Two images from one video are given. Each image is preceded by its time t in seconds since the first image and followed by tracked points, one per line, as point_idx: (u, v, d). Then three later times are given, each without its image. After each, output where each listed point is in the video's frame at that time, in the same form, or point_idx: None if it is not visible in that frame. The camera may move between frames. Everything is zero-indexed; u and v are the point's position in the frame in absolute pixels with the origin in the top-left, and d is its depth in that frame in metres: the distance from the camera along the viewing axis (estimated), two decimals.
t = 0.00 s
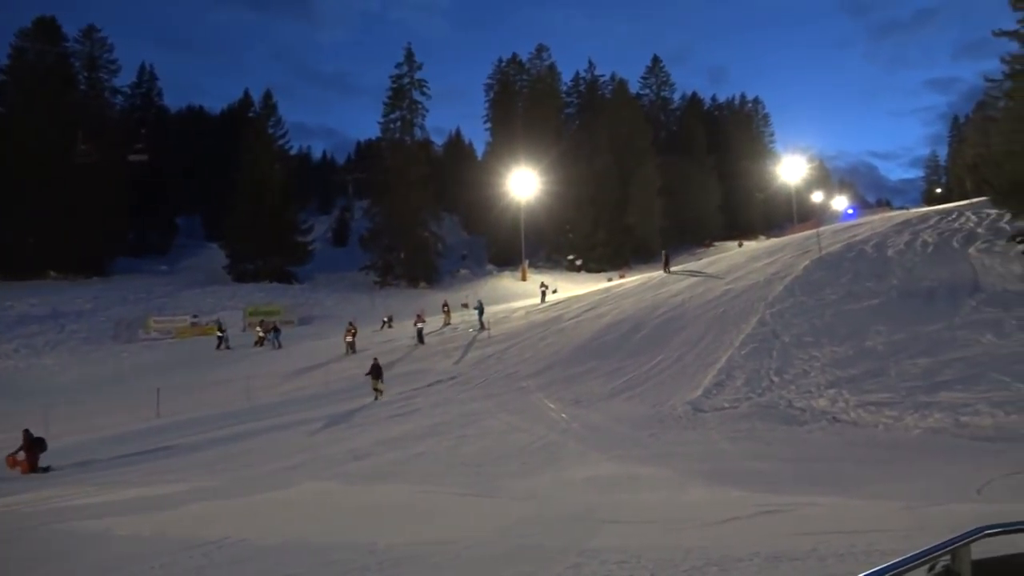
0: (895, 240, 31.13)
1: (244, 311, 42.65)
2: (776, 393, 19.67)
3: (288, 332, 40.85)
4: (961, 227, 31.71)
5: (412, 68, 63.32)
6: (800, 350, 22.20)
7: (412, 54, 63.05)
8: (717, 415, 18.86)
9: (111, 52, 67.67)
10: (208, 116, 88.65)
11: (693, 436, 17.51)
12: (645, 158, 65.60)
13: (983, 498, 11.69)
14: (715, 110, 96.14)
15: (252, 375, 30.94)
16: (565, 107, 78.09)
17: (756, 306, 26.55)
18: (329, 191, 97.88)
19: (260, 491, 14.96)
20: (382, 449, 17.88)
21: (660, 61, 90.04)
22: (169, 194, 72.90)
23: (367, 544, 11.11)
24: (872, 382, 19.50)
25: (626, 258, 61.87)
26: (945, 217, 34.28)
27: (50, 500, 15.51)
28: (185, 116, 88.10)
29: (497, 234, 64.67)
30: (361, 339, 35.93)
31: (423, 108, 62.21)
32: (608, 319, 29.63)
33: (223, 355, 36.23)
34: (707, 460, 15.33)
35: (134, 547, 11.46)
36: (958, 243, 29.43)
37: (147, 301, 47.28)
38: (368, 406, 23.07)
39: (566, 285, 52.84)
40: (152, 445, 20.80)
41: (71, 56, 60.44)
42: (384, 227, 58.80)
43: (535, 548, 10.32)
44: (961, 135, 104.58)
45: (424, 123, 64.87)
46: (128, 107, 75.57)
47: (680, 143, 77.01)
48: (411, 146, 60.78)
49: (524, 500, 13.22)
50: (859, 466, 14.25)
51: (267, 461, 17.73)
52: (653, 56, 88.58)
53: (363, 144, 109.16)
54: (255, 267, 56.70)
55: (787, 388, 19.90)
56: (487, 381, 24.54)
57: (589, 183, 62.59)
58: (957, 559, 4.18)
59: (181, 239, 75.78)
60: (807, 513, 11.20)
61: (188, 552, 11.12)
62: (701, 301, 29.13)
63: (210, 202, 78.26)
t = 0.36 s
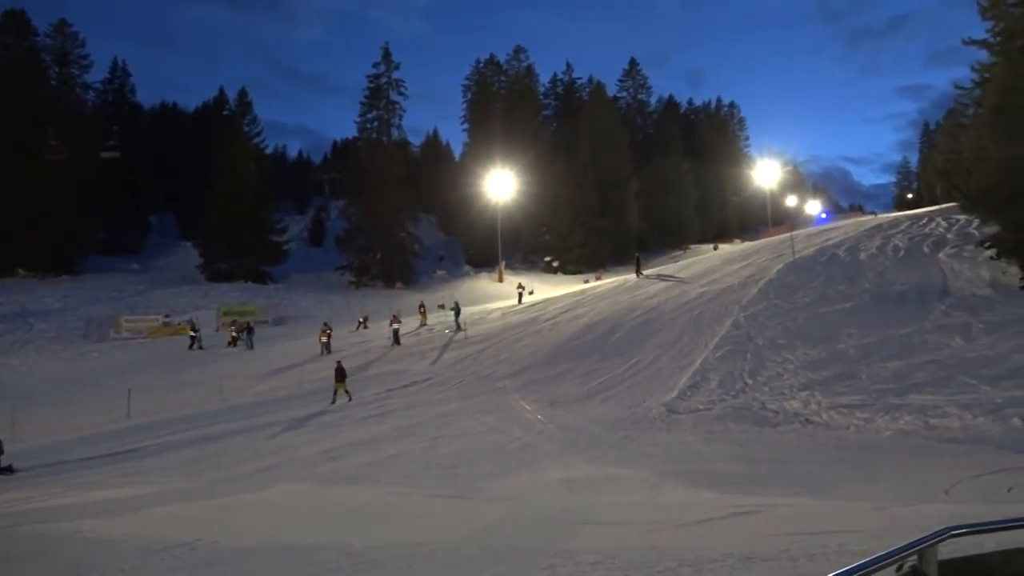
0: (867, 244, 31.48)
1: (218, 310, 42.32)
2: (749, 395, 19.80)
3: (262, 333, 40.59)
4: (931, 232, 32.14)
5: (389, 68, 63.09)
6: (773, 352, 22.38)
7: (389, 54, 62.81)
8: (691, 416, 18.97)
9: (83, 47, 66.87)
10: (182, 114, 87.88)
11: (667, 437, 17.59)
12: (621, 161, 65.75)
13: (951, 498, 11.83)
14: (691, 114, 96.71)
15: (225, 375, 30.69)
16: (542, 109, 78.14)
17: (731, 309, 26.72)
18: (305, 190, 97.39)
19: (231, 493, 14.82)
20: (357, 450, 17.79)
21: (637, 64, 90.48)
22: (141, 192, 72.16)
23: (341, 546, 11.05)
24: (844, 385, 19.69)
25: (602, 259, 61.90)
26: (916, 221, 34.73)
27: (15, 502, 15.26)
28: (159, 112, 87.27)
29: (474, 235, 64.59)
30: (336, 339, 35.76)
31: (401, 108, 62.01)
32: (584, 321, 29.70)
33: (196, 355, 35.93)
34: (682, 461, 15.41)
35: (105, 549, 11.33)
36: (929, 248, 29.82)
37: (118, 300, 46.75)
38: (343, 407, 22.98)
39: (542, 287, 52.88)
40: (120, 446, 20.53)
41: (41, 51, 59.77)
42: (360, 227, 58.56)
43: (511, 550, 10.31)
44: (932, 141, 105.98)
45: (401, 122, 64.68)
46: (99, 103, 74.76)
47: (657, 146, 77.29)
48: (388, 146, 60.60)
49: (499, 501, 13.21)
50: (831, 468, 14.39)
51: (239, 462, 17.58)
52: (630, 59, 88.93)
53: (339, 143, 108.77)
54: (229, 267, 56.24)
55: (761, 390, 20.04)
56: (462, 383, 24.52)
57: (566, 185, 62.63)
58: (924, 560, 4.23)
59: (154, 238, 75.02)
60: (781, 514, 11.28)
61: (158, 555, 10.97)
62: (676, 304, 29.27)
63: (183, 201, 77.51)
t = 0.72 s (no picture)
0: (850, 250, 31.69)
1: (201, 309, 42.06)
2: (732, 398, 19.89)
3: (246, 332, 40.41)
4: (913, 239, 32.40)
5: (377, 67, 62.98)
6: (756, 356, 22.50)
7: (377, 54, 62.71)
8: (674, 419, 19.04)
9: (67, 40, 66.57)
10: (167, 110, 87.42)
11: (650, 440, 17.64)
12: (608, 163, 65.94)
13: (930, 502, 11.92)
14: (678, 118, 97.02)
15: (208, 374, 30.54)
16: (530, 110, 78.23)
17: (715, 313, 26.83)
18: (291, 189, 97.06)
19: (213, 492, 14.75)
20: (340, 450, 17.74)
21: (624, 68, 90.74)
22: (125, 188, 71.70)
23: (321, 546, 11.01)
24: (827, 389, 19.81)
25: (588, 261, 62.01)
26: (899, 228, 35.05)
27: None
28: (143, 108, 86.77)
29: (460, 236, 64.58)
30: (320, 339, 35.63)
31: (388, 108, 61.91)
32: (569, 323, 29.74)
33: (179, 352, 35.72)
34: (666, 464, 15.45)
35: (86, 548, 11.25)
36: (911, 255, 30.07)
37: (100, 297, 46.41)
38: (326, 407, 22.91)
39: (527, 288, 52.91)
40: (100, 445, 20.37)
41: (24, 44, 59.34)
42: (346, 226, 58.45)
43: (494, 551, 10.33)
44: (915, 147, 106.77)
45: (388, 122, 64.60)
46: (83, 98, 74.31)
47: (644, 149, 77.52)
48: (375, 146, 60.54)
49: (482, 502, 13.22)
50: (812, 471, 14.48)
51: (221, 461, 17.49)
52: (617, 63, 89.16)
53: (326, 142, 108.52)
54: (213, 264, 55.98)
55: (743, 394, 20.13)
56: (446, 384, 24.49)
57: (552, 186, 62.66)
58: (902, 563, 4.27)
59: (137, 234, 74.52)
60: (762, 517, 11.36)
61: (139, 554, 10.91)
62: (661, 306, 29.36)
63: (167, 198, 77.07)
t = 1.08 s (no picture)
0: (844, 250, 31.75)
1: (195, 308, 41.95)
2: (726, 398, 19.92)
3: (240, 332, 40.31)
4: (907, 239, 32.46)
5: (372, 67, 62.90)
6: (750, 356, 22.54)
7: (371, 53, 62.61)
8: (669, 419, 19.05)
9: (60, 38, 66.37)
10: (161, 109, 87.19)
11: (644, 440, 17.65)
12: (602, 163, 66.03)
13: (922, 502, 11.95)
14: (673, 119, 97.18)
15: (202, 373, 30.46)
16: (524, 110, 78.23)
17: (710, 313, 26.82)
18: (285, 188, 96.90)
19: (206, 492, 14.69)
20: (334, 450, 17.71)
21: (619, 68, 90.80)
22: (118, 187, 71.44)
23: (314, 546, 10.99)
24: (820, 389, 19.84)
25: (582, 261, 61.97)
26: (893, 228, 35.13)
27: None
28: (137, 106, 86.54)
29: (455, 236, 64.55)
30: (314, 338, 35.58)
31: (383, 107, 61.79)
32: (563, 323, 29.73)
33: (172, 352, 35.64)
34: (660, 464, 15.47)
35: (78, 548, 11.19)
36: (904, 255, 30.13)
37: (93, 296, 46.26)
38: (320, 406, 22.88)
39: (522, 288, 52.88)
40: (92, 444, 20.30)
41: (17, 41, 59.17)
42: (340, 225, 58.36)
43: (488, 550, 10.34)
44: (908, 148, 107.07)
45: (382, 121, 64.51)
46: (76, 96, 74.08)
47: (638, 149, 77.64)
48: (370, 145, 60.50)
49: (476, 502, 13.22)
50: (806, 471, 14.49)
51: (215, 461, 17.42)
52: (612, 63, 89.20)
53: (320, 141, 108.39)
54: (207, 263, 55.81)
55: (738, 394, 20.14)
56: (440, 383, 24.47)
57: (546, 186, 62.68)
58: (896, 562, 4.26)
59: (131, 233, 74.30)
60: (755, 516, 11.40)
61: (131, 555, 10.85)
62: (655, 307, 29.37)
63: (162, 197, 76.86)
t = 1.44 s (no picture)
0: (846, 248, 31.74)
1: (196, 309, 41.97)
2: (728, 396, 19.91)
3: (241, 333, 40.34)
4: (908, 236, 32.44)
5: (371, 67, 62.89)
6: (752, 354, 22.52)
7: (371, 53, 62.61)
8: (670, 418, 19.04)
9: (60, 40, 66.45)
10: (160, 110, 87.29)
11: (646, 439, 17.66)
12: (602, 162, 66.00)
13: (925, 500, 11.93)
14: (673, 117, 97.19)
15: (203, 375, 30.47)
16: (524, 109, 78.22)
17: (711, 311, 26.82)
18: (286, 189, 96.96)
19: (207, 493, 14.69)
20: (335, 451, 17.72)
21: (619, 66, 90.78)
22: (118, 189, 71.47)
23: (316, 546, 10.99)
24: (822, 387, 19.82)
25: (583, 260, 61.92)
26: (893, 226, 35.10)
27: None
28: (137, 107, 86.62)
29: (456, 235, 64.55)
30: (315, 339, 35.60)
31: (383, 107, 61.76)
32: (564, 322, 29.72)
33: (174, 353, 35.68)
34: (662, 463, 15.46)
35: (78, 550, 11.19)
36: (905, 252, 30.10)
37: (94, 298, 46.21)
38: (322, 407, 22.89)
39: (523, 288, 52.85)
40: (94, 446, 20.30)
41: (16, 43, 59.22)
42: (341, 226, 58.31)
43: (488, 550, 10.33)
44: (908, 146, 107.02)
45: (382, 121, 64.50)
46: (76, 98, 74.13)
47: (639, 148, 77.62)
48: (370, 145, 60.48)
49: (476, 502, 13.21)
50: (807, 469, 14.48)
51: (216, 463, 17.42)
52: (612, 61, 89.18)
53: (320, 142, 108.55)
54: (208, 264, 55.84)
55: (739, 392, 20.14)
56: (442, 383, 24.47)
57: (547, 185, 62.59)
58: (899, 560, 4.26)
59: (131, 235, 74.35)
60: (756, 514, 11.38)
61: (132, 556, 10.85)
62: (657, 306, 29.35)
63: (162, 198, 76.88)
